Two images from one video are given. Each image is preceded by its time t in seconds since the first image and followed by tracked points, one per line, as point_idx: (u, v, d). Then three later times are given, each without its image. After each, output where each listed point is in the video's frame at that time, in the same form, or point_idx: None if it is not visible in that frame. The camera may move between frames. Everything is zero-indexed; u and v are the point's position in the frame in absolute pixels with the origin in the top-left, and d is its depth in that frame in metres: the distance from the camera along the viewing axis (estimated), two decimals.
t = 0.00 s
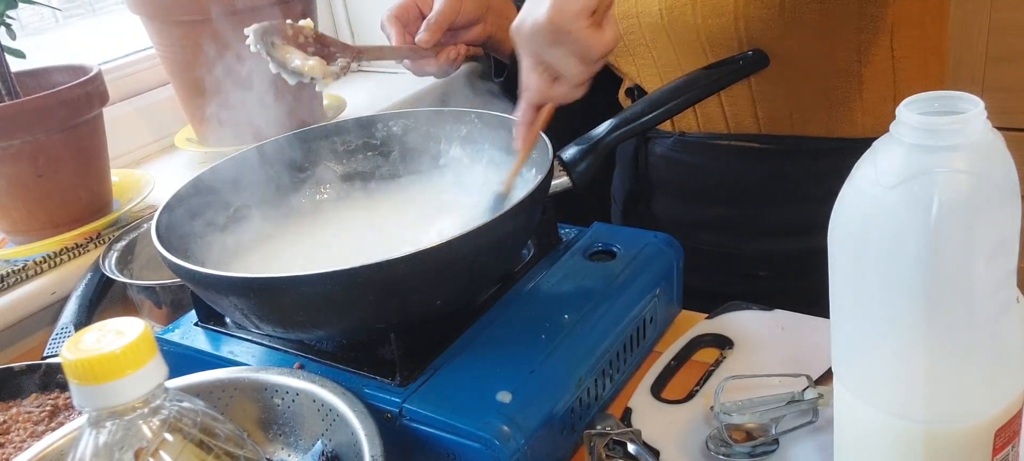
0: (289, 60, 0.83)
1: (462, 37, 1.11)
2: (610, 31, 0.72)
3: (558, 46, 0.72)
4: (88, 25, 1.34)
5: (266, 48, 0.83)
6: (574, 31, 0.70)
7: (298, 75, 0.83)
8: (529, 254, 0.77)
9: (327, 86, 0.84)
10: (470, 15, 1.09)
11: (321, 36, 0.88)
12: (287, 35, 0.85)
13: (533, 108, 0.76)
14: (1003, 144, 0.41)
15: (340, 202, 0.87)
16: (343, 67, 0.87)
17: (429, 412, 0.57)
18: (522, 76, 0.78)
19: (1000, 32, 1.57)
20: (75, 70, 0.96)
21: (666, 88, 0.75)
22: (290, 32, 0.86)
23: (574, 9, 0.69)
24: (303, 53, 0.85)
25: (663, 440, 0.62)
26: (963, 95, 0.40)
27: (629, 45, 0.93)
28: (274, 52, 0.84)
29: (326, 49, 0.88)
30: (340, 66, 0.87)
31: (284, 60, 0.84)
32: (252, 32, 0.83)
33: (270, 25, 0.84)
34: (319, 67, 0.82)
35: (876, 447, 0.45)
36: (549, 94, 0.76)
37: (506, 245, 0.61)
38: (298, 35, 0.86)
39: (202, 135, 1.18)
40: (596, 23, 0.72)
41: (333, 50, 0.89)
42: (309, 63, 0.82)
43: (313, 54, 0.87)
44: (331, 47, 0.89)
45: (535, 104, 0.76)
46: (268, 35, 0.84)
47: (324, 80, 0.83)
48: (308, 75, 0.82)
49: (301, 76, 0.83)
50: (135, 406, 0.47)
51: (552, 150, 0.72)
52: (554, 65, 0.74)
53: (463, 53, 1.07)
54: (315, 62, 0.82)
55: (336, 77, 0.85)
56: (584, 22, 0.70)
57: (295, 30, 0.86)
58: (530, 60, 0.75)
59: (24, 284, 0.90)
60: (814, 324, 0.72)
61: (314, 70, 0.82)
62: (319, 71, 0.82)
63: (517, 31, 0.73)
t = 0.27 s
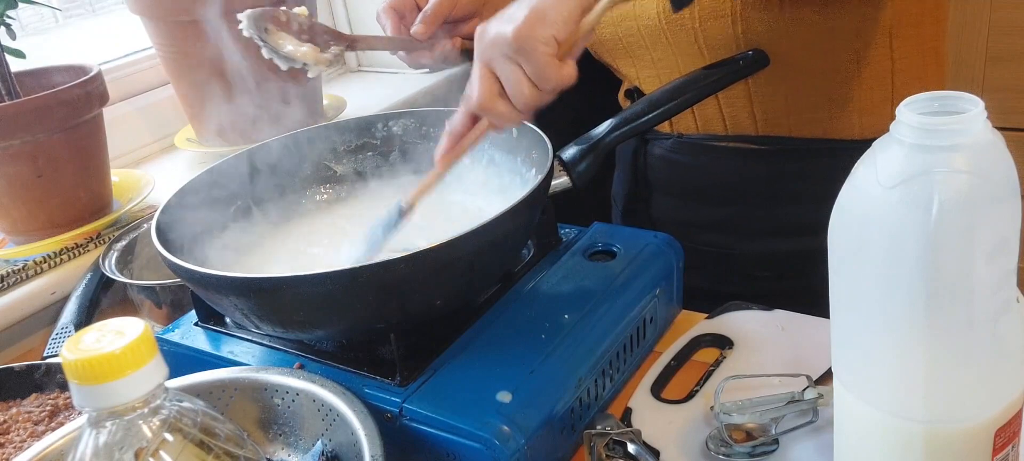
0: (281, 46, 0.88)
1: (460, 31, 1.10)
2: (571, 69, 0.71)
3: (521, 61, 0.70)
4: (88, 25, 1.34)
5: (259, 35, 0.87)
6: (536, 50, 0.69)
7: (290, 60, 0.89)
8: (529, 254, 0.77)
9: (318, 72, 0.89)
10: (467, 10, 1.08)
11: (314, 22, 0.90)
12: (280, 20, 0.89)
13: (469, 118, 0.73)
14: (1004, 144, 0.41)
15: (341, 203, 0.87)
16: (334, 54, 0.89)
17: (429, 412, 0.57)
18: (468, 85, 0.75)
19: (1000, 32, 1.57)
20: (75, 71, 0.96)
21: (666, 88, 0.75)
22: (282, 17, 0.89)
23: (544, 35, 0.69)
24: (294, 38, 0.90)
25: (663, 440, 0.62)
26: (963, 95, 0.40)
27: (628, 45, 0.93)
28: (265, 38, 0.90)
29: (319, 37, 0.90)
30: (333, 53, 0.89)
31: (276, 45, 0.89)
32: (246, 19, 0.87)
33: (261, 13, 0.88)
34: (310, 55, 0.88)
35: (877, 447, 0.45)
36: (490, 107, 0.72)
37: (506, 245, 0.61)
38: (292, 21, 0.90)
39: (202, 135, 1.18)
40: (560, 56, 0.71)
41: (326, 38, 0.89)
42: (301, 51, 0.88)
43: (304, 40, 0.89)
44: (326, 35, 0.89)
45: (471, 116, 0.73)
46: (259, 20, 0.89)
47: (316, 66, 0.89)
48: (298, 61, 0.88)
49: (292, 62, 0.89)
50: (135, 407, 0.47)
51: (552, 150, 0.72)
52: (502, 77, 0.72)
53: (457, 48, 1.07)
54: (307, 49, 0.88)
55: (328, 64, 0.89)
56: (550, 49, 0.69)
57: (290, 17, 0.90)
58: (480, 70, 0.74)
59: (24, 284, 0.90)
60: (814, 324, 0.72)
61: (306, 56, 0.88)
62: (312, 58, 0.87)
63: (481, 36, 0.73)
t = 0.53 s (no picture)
0: (287, 63, 0.85)
1: (463, 36, 1.09)
2: (606, 68, 0.88)
3: (560, 72, 0.86)
4: (88, 25, 1.34)
5: (264, 53, 0.84)
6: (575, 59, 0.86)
7: (296, 78, 0.85)
8: (529, 254, 0.77)
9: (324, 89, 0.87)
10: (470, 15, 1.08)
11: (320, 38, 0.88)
12: (286, 39, 0.86)
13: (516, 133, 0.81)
14: (1004, 144, 0.41)
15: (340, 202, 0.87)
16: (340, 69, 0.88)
17: (428, 412, 0.57)
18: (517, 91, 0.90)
19: (1000, 32, 1.57)
20: (75, 71, 0.96)
21: (665, 88, 0.74)
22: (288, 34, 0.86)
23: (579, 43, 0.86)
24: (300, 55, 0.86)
25: (663, 440, 0.62)
26: (963, 95, 0.40)
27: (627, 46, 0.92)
28: (271, 55, 0.84)
29: (324, 51, 0.88)
30: (338, 68, 0.88)
31: (281, 63, 0.85)
32: (251, 36, 0.83)
33: (268, 29, 0.84)
34: (317, 71, 0.85)
35: (877, 447, 0.45)
36: (541, 110, 0.86)
37: (506, 246, 0.61)
38: (297, 37, 0.87)
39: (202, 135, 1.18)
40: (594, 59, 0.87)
41: (331, 51, 0.88)
42: (307, 68, 0.84)
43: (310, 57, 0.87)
44: (329, 49, 0.88)
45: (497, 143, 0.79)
46: (266, 37, 0.84)
47: (321, 83, 0.86)
48: (305, 79, 0.85)
49: (298, 79, 0.85)
50: (135, 407, 0.47)
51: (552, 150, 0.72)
52: (550, 87, 0.87)
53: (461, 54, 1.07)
54: (313, 66, 0.85)
55: (332, 79, 0.87)
56: (586, 56, 0.86)
57: (294, 33, 0.87)
58: (528, 78, 0.89)
59: (24, 285, 0.90)
60: (814, 324, 0.72)
61: (311, 73, 0.85)
62: (317, 74, 0.85)
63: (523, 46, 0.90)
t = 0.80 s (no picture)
0: (292, 67, 0.84)
1: (465, 37, 1.10)
2: (608, 42, 0.78)
3: (558, 51, 0.76)
4: (88, 25, 1.34)
5: (269, 56, 0.84)
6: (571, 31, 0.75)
7: (301, 82, 0.85)
8: (529, 254, 0.77)
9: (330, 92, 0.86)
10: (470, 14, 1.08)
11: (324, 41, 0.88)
12: (290, 42, 0.86)
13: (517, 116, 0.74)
14: (1004, 144, 0.41)
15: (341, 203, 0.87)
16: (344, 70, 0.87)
17: (428, 412, 0.57)
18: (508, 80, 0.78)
19: (1000, 32, 1.57)
20: (75, 71, 0.96)
21: (666, 88, 0.74)
22: (292, 37, 0.86)
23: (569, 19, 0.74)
24: (306, 59, 0.86)
25: (663, 440, 0.62)
26: (963, 95, 0.40)
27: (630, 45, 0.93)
28: (276, 58, 0.84)
29: (328, 54, 0.88)
30: (342, 70, 0.87)
31: (286, 67, 0.84)
32: (255, 40, 0.83)
33: (274, 32, 0.84)
34: (321, 74, 0.84)
35: (876, 447, 0.45)
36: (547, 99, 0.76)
37: (506, 246, 0.61)
38: (301, 41, 0.87)
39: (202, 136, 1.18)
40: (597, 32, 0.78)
41: (336, 54, 0.88)
42: (312, 72, 0.84)
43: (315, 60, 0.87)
44: (334, 52, 0.88)
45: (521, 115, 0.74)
46: (271, 41, 0.84)
47: (326, 87, 0.85)
48: (311, 83, 0.84)
49: (305, 84, 0.85)
50: (135, 407, 0.47)
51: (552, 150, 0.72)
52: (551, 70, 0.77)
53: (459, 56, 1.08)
54: (317, 70, 0.85)
55: (338, 83, 0.86)
56: (584, 25, 0.75)
57: (298, 36, 0.87)
58: (524, 67, 0.77)
59: (24, 284, 0.90)
60: (814, 324, 0.72)
61: (316, 78, 0.84)
62: (322, 77, 0.84)
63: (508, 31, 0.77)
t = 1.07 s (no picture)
0: (286, 75, 0.85)
1: (461, 36, 1.11)
2: (603, 90, 0.66)
3: (551, 92, 0.65)
4: (88, 25, 1.34)
5: (263, 63, 0.84)
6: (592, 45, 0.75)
7: (295, 90, 0.86)
8: (529, 254, 0.77)
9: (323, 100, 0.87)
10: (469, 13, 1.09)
11: (319, 44, 0.88)
12: (285, 48, 0.86)
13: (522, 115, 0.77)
14: (1003, 144, 0.41)
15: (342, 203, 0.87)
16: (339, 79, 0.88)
17: (428, 412, 0.57)
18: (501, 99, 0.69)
19: (999, 32, 1.57)
20: (75, 71, 0.96)
21: (666, 88, 0.74)
22: (287, 43, 0.86)
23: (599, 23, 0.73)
24: (300, 66, 0.86)
25: (663, 440, 0.62)
26: (963, 96, 0.40)
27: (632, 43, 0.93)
28: (270, 65, 0.84)
29: (324, 59, 0.88)
30: (336, 78, 0.88)
31: (281, 74, 0.85)
32: (250, 47, 0.83)
33: (268, 39, 0.84)
34: (315, 83, 0.85)
35: (876, 447, 0.45)
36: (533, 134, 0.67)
37: (506, 246, 0.61)
38: (296, 46, 0.87)
39: (202, 136, 1.18)
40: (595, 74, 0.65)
41: (331, 59, 0.88)
42: (306, 80, 0.85)
43: (310, 66, 0.87)
44: (329, 57, 0.88)
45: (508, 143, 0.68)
46: (265, 47, 0.84)
47: (319, 94, 0.86)
48: (304, 91, 0.85)
49: (297, 91, 0.86)
50: (135, 407, 0.47)
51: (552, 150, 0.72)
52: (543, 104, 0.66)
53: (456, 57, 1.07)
54: (311, 78, 0.85)
55: (331, 90, 0.87)
56: (580, 74, 0.64)
57: (292, 42, 0.86)
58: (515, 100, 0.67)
59: (24, 284, 0.90)
60: (814, 324, 0.72)
61: (310, 86, 0.85)
62: (315, 87, 0.85)
63: (509, 66, 0.66)
